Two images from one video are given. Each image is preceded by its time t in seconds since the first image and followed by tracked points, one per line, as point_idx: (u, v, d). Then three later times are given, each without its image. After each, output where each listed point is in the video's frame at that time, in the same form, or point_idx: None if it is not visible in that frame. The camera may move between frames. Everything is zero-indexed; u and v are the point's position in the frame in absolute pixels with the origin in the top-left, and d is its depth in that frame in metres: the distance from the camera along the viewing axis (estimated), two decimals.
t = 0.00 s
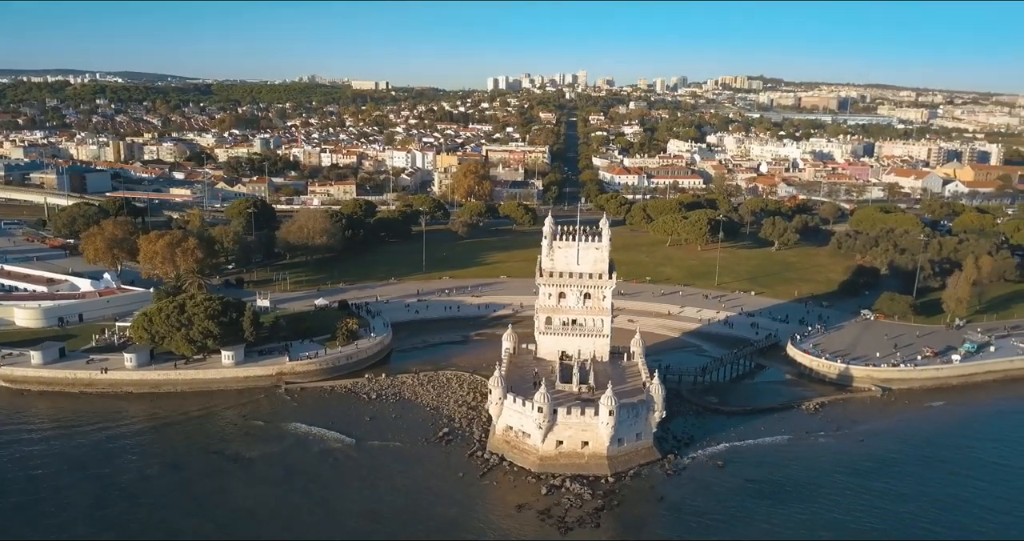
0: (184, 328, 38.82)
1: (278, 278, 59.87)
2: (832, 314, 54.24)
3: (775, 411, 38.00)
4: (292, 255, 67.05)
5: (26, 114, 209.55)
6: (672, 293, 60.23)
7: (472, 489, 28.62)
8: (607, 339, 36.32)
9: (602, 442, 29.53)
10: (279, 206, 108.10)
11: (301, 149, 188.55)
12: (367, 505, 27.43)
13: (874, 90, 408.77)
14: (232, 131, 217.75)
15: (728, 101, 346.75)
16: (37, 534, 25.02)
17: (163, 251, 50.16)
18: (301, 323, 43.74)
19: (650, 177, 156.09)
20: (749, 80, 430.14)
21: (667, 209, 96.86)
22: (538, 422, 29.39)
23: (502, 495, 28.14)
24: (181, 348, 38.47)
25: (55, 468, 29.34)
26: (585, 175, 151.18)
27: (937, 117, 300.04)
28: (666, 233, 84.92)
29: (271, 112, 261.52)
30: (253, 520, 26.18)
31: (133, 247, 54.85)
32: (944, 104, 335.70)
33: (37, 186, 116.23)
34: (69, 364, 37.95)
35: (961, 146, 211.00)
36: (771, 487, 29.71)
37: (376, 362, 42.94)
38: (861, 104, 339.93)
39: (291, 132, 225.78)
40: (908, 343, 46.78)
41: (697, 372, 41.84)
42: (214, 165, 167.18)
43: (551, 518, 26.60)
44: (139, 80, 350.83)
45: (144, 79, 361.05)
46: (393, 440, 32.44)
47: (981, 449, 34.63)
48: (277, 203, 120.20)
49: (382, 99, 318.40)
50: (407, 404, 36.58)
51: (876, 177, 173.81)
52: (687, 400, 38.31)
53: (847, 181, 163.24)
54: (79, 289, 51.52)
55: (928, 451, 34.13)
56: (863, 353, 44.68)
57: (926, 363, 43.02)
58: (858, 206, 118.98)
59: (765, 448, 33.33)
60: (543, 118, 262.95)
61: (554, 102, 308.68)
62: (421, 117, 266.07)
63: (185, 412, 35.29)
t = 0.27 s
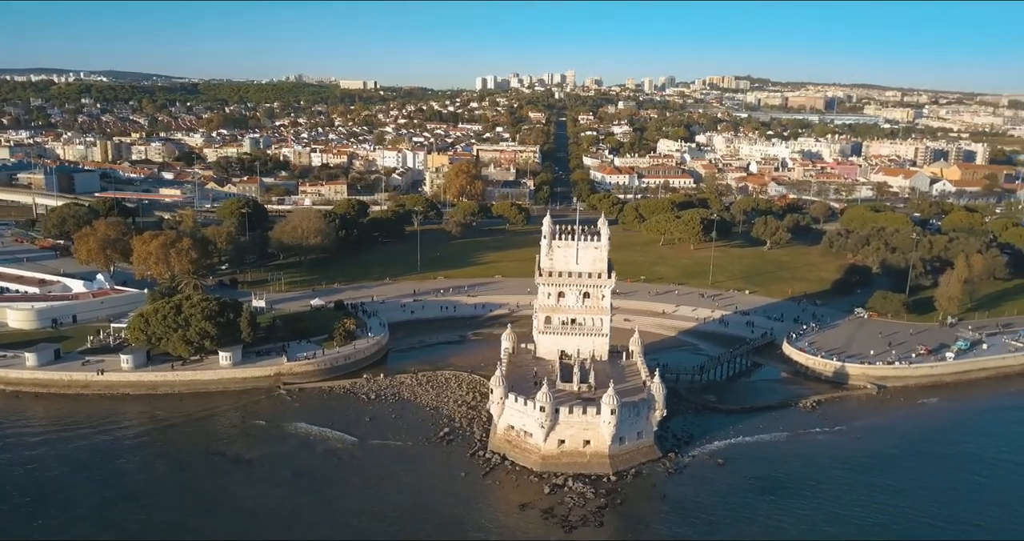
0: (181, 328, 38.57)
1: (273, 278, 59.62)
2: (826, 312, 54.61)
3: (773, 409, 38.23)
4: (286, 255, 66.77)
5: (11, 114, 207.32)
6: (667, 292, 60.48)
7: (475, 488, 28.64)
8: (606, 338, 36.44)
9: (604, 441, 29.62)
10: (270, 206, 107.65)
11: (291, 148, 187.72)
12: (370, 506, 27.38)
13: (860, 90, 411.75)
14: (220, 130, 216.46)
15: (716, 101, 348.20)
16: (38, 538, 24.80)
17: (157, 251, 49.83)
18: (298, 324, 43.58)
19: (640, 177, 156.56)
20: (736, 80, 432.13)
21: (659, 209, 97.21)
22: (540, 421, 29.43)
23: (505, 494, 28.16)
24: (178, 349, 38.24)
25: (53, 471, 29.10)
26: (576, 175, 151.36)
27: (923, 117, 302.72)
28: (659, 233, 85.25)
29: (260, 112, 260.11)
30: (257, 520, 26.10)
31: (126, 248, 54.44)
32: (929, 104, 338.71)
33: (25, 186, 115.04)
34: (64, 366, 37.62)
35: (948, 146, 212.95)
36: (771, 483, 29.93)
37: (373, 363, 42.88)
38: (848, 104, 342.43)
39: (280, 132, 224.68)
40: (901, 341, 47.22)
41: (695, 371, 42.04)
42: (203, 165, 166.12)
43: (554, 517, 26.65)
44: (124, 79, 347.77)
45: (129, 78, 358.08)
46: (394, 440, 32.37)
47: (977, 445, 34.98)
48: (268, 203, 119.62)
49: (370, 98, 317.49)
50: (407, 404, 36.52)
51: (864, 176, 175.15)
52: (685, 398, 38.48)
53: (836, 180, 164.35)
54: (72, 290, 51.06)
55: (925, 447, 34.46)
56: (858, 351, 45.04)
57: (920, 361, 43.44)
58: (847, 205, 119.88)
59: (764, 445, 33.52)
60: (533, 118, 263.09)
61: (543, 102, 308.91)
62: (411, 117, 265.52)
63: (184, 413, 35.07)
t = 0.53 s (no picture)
0: (177, 330, 38.29)
1: (266, 279, 59.33)
2: (819, 310, 55.04)
3: (770, 407, 38.50)
4: (278, 256, 66.40)
5: None
6: (661, 290, 60.75)
7: (478, 488, 28.66)
8: (605, 337, 36.60)
9: (606, 440, 29.75)
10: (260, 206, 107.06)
11: (279, 148, 186.74)
12: (374, 507, 27.35)
13: (845, 90, 415.28)
14: (207, 130, 214.91)
15: (703, 101, 350.02)
16: None
17: (150, 252, 49.42)
18: (295, 325, 43.38)
19: (630, 176, 157.04)
20: (722, 80, 434.42)
21: (651, 208, 97.58)
22: (543, 420, 29.47)
23: (508, 494, 28.22)
24: (175, 351, 37.96)
25: (51, 474, 28.82)
26: (566, 175, 151.63)
27: (906, 117, 305.77)
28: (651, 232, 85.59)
29: (246, 111, 258.44)
30: (261, 521, 26.04)
31: (118, 249, 53.94)
32: (912, 104, 342.23)
33: (9, 186, 113.60)
34: (59, 368, 37.24)
35: (932, 145, 215.24)
36: (772, 480, 30.17)
37: (371, 363, 42.78)
38: (833, 104, 345.33)
39: (267, 131, 223.39)
40: (894, 338, 47.68)
41: (692, 369, 42.25)
42: (190, 165, 164.79)
43: (558, 516, 26.74)
44: (106, 78, 344.13)
45: (112, 78, 354.60)
46: (394, 440, 32.34)
47: (972, 439, 35.45)
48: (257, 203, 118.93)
49: (357, 98, 316.36)
50: (406, 404, 36.45)
51: (850, 175, 176.69)
52: (683, 397, 38.67)
53: (823, 179, 165.64)
54: (63, 291, 50.48)
55: (920, 442, 34.86)
56: (852, 349, 45.46)
57: (913, 358, 43.94)
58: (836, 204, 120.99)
59: (763, 443, 33.76)
60: (521, 118, 263.30)
61: (531, 102, 309.13)
62: (398, 117, 265.03)
63: (181, 415, 34.83)
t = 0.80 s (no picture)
0: (174, 331, 38.08)
1: (260, 279, 59.06)
2: (813, 309, 55.47)
3: (768, 405, 38.76)
4: (272, 256, 66.12)
5: None
6: (656, 290, 60.99)
7: (482, 487, 28.71)
8: (604, 337, 36.72)
9: (607, 438, 29.85)
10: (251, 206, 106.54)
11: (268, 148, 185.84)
12: (378, 508, 27.34)
13: (831, 90, 418.38)
14: (194, 130, 213.59)
15: (691, 100, 351.62)
16: None
17: (144, 253, 49.08)
18: (292, 325, 43.22)
19: (621, 176, 157.50)
20: (709, 79, 436.46)
21: (643, 208, 97.95)
22: (545, 419, 29.53)
23: (510, 493, 28.27)
24: (172, 352, 37.73)
25: (50, 478, 28.58)
26: (557, 174, 151.92)
27: (892, 116, 308.50)
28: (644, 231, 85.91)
29: (234, 111, 256.94)
30: (265, 524, 25.98)
31: (111, 250, 53.52)
32: (898, 104, 345.39)
33: None
34: (54, 370, 36.92)
35: (919, 145, 217.33)
36: (773, 478, 30.42)
37: (368, 363, 42.69)
38: (819, 104, 347.90)
39: (256, 131, 222.30)
40: (888, 336, 48.12)
41: (689, 368, 42.47)
42: (178, 165, 163.70)
43: (562, 514, 26.84)
44: (90, 77, 341.09)
45: (97, 77, 351.48)
46: (396, 440, 32.31)
47: (967, 436, 35.89)
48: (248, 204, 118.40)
49: (346, 98, 315.46)
50: (405, 404, 36.42)
51: (839, 175, 178.06)
52: (681, 396, 38.87)
53: (812, 179, 166.91)
54: (55, 292, 50.04)
55: (917, 439, 35.22)
56: (847, 347, 45.84)
57: (908, 356, 44.34)
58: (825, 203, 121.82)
59: (763, 441, 34.00)
60: (510, 117, 263.47)
61: (520, 102, 309.32)
62: (387, 117, 264.48)
63: (179, 416, 34.66)
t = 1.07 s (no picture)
0: (171, 332, 37.82)
1: (254, 280, 58.73)
2: (805, 307, 55.94)
3: (765, 403, 39.07)
4: (265, 257, 65.76)
5: None
6: (650, 289, 61.24)
7: (486, 486, 28.80)
8: (603, 336, 36.83)
9: (609, 437, 29.96)
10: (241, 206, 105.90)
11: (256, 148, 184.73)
12: (384, 508, 27.40)
13: (815, 90, 421.85)
14: (180, 130, 211.94)
15: (677, 100, 353.31)
16: None
17: (138, 253, 48.67)
18: (288, 326, 43.02)
19: (610, 176, 157.96)
20: (694, 79, 438.66)
21: (634, 207, 98.34)
22: (547, 419, 29.62)
23: (514, 492, 28.36)
24: (168, 353, 37.46)
25: (50, 482, 28.35)
26: (547, 174, 152.25)
27: (875, 116, 311.58)
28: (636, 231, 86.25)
29: (220, 110, 255.22)
30: (271, 525, 25.93)
31: (103, 250, 53.03)
32: (881, 104, 348.91)
33: None
34: (50, 372, 36.57)
35: (903, 144, 219.65)
36: (773, 475, 30.72)
37: (366, 364, 42.59)
38: (804, 103, 350.73)
39: (242, 131, 220.89)
40: (881, 334, 48.63)
41: (686, 367, 42.69)
42: (165, 165, 162.34)
43: (566, 512, 26.96)
44: (72, 76, 337.50)
45: (78, 75, 347.63)
46: (397, 440, 32.33)
47: (961, 432, 36.42)
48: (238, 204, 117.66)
49: (334, 97, 314.26)
50: (404, 404, 36.40)
51: (826, 174, 179.57)
52: (679, 394, 39.10)
53: (799, 178, 168.31)
54: (47, 293, 49.50)
55: (913, 436, 35.64)
56: (841, 345, 46.27)
57: (901, 354, 44.83)
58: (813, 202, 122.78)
59: (761, 439, 34.29)
60: (498, 117, 263.57)
61: (507, 101, 309.46)
62: (375, 116, 263.76)
63: (178, 418, 34.47)
